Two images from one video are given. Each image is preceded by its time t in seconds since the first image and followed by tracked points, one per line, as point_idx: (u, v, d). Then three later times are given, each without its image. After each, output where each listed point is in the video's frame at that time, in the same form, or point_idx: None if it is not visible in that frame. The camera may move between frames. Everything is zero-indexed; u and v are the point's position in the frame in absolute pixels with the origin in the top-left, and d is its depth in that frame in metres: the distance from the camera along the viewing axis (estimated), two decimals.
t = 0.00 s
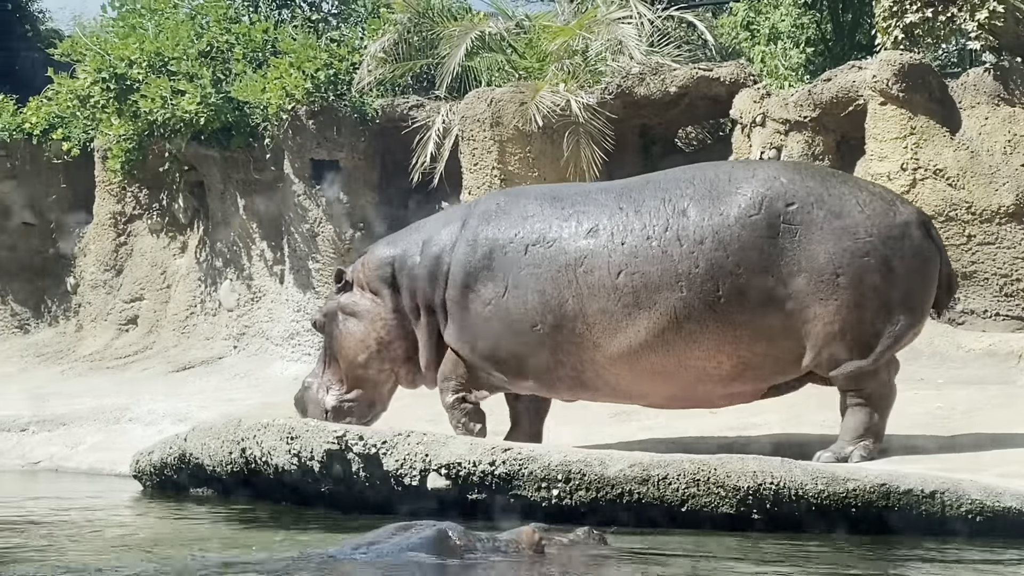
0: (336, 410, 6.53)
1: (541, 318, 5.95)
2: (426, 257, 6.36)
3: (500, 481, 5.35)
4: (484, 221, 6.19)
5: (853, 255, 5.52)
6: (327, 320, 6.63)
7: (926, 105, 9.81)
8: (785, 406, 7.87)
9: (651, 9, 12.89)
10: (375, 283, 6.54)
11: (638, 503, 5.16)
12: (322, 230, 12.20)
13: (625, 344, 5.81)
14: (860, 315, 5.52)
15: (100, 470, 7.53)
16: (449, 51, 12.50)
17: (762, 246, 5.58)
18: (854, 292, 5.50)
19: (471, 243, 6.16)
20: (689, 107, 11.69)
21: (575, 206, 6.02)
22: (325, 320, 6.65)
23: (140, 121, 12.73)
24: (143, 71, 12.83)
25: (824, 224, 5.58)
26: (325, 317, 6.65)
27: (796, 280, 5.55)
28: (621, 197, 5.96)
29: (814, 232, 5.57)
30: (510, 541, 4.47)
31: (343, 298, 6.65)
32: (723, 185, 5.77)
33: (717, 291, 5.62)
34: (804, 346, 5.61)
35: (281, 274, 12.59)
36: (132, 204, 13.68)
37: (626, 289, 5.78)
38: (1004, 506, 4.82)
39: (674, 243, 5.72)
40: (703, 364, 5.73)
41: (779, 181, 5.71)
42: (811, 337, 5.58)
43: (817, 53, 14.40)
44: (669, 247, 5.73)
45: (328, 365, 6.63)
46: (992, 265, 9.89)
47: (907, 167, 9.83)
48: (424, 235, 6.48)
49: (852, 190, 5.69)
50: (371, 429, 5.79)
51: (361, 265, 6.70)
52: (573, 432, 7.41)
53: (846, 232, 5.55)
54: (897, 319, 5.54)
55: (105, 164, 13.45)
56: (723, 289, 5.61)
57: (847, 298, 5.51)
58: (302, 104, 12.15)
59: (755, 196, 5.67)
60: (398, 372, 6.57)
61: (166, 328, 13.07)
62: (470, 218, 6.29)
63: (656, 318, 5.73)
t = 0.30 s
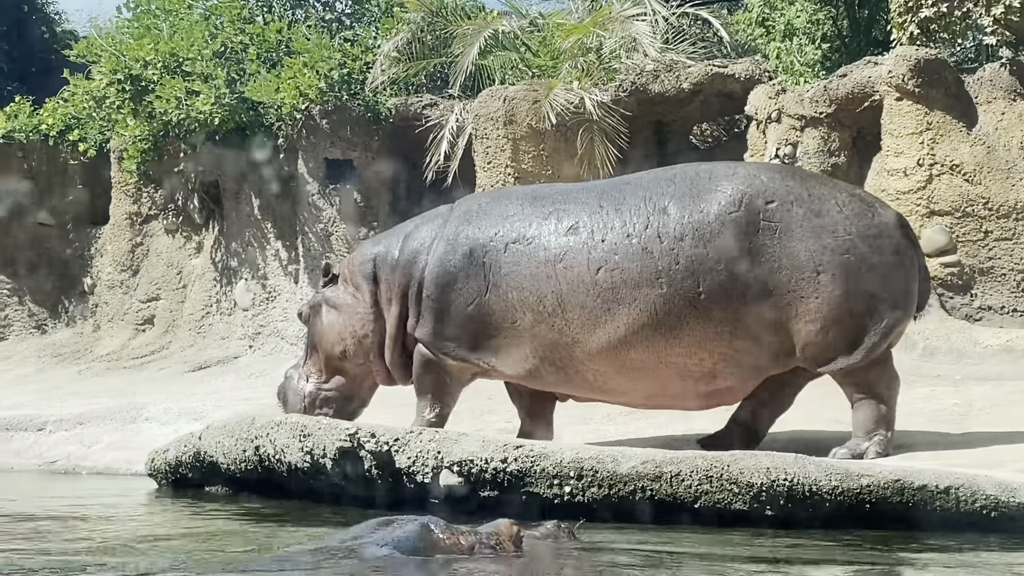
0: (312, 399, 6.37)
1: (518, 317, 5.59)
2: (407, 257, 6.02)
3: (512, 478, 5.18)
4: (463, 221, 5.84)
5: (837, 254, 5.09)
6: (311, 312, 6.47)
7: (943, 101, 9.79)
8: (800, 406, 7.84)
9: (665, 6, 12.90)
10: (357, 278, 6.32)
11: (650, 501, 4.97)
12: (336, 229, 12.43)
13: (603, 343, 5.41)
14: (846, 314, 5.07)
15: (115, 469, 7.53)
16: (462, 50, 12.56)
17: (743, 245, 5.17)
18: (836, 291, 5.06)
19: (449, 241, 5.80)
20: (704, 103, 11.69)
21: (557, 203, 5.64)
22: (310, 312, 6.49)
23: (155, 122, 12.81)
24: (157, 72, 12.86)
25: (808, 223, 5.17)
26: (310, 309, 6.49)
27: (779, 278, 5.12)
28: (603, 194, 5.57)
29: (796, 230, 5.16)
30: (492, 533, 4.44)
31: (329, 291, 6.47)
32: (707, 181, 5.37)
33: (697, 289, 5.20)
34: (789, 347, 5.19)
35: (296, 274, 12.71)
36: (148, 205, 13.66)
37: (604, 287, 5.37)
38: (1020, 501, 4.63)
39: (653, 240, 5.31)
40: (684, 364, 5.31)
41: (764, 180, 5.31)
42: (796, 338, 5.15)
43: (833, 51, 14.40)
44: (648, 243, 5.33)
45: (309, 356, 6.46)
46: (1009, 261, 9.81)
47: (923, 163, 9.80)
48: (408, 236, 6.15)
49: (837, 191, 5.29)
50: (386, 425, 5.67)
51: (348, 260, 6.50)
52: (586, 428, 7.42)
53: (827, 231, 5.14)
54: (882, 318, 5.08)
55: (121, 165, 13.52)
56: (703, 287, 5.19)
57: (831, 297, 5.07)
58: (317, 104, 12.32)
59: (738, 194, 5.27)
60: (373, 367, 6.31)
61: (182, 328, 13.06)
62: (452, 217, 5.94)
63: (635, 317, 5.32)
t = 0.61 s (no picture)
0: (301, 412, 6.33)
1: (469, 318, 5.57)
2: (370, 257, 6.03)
3: (520, 471, 5.11)
4: (418, 219, 5.82)
5: (783, 261, 5.06)
6: (287, 328, 6.44)
7: (951, 92, 9.76)
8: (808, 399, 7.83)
9: None
10: (328, 286, 6.30)
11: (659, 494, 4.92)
12: (345, 224, 12.46)
13: (555, 346, 5.41)
14: (793, 319, 5.05)
15: (124, 465, 7.54)
16: (470, 44, 12.56)
17: (688, 252, 5.13)
18: (782, 298, 5.04)
19: (403, 243, 5.78)
20: (712, 96, 11.68)
21: (508, 205, 5.60)
22: (286, 328, 6.45)
23: (164, 117, 12.86)
24: (165, 67, 12.97)
25: (754, 229, 5.11)
26: (286, 325, 6.45)
27: (724, 285, 5.09)
28: (552, 197, 5.52)
29: (741, 236, 5.11)
30: (466, 523, 4.45)
31: (303, 304, 6.44)
32: (656, 185, 5.31)
33: (643, 296, 5.19)
34: (739, 351, 5.18)
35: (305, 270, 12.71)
36: (158, 201, 13.72)
37: (552, 291, 5.37)
38: None
39: (599, 246, 5.29)
40: (634, 367, 5.32)
41: (713, 182, 5.23)
42: (745, 342, 5.15)
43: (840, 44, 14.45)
44: (594, 249, 5.30)
45: (291, 372, 6.41)
46: (1019, 253, 9.86)
47: (933, 155, 9.80)
48: (373, 234, 6.15)
49: (784, 191, 5.19)
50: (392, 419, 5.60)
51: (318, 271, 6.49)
52: (594, 422, 7.40)
53: (772, 238, 5.09)
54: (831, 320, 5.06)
55: (129, 160, 13.53)
56: (648, 294, 5.18)
57: (777, 302, 5.05)
58: (324, 99, 12.36)
59: (684, 200, 5.20)
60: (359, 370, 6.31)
61: (191, 324, 13.06)
62: (411, 216, 5.92)
63: (583, 322, 5.31)
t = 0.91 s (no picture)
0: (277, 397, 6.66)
1: (442, 312, 5.84)
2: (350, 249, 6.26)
3: (523, 461, 5.11)
4: (395, 211, 6.05)
5: (740, 261, 5.34)
6: (270, 312, 6.72)
7: (952, 83, 9.75)
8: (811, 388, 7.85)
9: None
10: (310, 276, 6.52)
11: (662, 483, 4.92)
12: (347, 216, 12.47)
13: (524, 339, 5.71)
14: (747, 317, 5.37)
15: (127, 457, 7.56)
16: (472, 35, 12.56)
17: (649, 250, 5.41)
18: (738, 297, 5.34)
19: (382, 237, 6.03)
20: (714, 87, 11.68)
21: (481, 200, 5.83)
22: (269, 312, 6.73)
23: (164, 109, 12.88)
24: (166, 58, 13.04)
25: (714, 227, 5.38)
26: (269, 310, 6.73)
27: (682, 283, 5.38)
28: (522, 193, 5.76)
29: (702, 236, 5.38)
30: (439, 513, 4.48)
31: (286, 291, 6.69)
32: (622, 181, 5.55)
33: (606, 293, 5.48)
34: (695, 347, 5.48)
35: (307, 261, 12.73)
36: (159, 192, 13.73)
37: (520, 287, 5.66)
38: None
39: (565, 243, 5.56)
40: (598, 360, 5.62)
41: (676, 178, 5.47)
42: (701, 338, 5.45)
43: (841, 34, 14.51)
44: (561, 246, 5.57)
45: (272, 355, 6.72)
46: (1019, 243, 9.90)
47: (934, 145, 9.81)
48: (354, 224, 6.38)
49: (744, 187, 5.43)
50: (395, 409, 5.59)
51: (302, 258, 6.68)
52: (597, 412, 7.41)
53: (732, 237, 5.36)
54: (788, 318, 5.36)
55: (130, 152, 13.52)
56: (611, 291, 5.47)
57: (734, 302, 5.36)
58: (327, 90, 12.32)
59: (648, 198, 5.46)
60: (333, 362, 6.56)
61: (192, 316, 13.07)
62: (389, 208, 6.14)
63: (550, 316, 5.61)
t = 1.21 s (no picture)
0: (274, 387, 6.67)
1: (427, 301, 5.85)
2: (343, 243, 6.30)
3: (528, 448, 5.09)
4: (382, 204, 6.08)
5: (716, 245, 5.33)
6: (264, 303, 6.71)
7: (959, 69, 9.72)
8: (817, 376, 7.83)
9: None
10: (302, 270, 6.49)
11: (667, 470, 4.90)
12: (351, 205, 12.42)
13: (509, 327, 5.73)
14: (724, 303, 5.37)
15: (132, 446, 7.56)
16: (477, 22, 12.55)
17: (627, 237, 5.41)
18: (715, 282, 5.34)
19: (370, 229, 6.05)
20: (718, 73, 11.67)
21: (463, 191, 5.85)
22: (263, 304, 6.72)
23: (168, 98, 12.90)
24: (170, 47, 13.07)
25: (690, 213, 5.37)
26: (263, 302, 6.72)
27: (659, 270, 5.36)
28: (504, 183, 5.77)
29: (681, 220, 5.36)
30: (412, 500, 4.57)
31: (279, 283, 6.66)
32: (601, 169, 5.57)
33: (585, 281, 5.49)
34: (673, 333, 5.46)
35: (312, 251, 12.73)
36: (163, 181, 13.66)
37: (502, 276, 5.66)
38: None
39: (545, 232, 5.57)
40: (580, 348, 5.64)
41: (654, 166, 5.49)
42: (678, 324, 5.43)
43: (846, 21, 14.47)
44: (540, 235, 5.58)
45: (267, 346, 6.73)
46: None
47: (940, 131, 9.79)
48: (344, 218, 6.40)
49: (721, 173, 5.46)
50: (399, 396, 5.56)
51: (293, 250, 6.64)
52: (601, 398, 7.41)
53: (710, 221, 5.35)
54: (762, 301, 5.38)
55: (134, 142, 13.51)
56: (590, 278, 5.48)
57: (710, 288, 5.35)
58: (331, 79, 12.32)
59: (626, 185, 5.48)
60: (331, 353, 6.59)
61: (198, 305, 13.07)
62: (376, 200, 6.16)
63: (532, 305, 5.63)
